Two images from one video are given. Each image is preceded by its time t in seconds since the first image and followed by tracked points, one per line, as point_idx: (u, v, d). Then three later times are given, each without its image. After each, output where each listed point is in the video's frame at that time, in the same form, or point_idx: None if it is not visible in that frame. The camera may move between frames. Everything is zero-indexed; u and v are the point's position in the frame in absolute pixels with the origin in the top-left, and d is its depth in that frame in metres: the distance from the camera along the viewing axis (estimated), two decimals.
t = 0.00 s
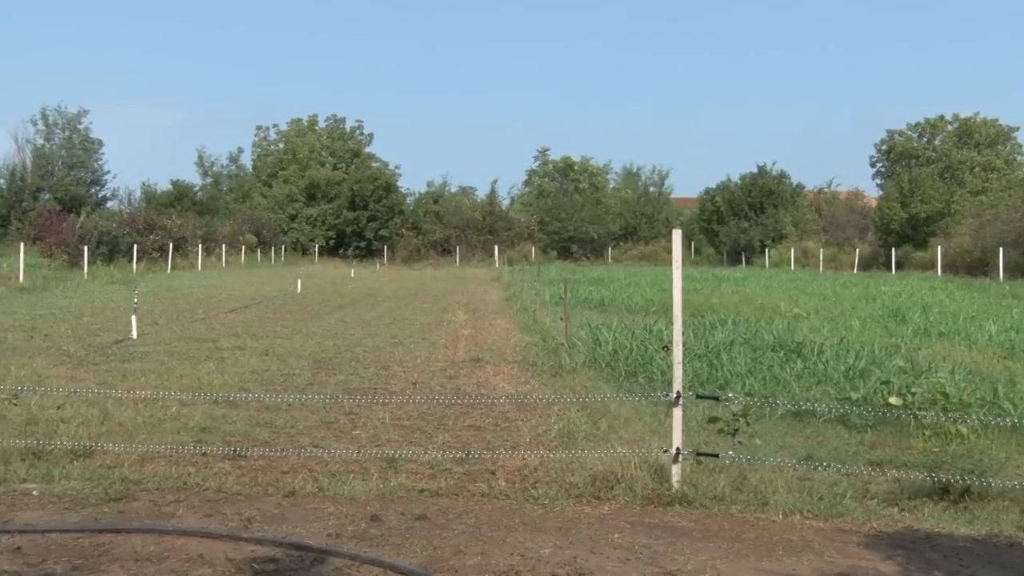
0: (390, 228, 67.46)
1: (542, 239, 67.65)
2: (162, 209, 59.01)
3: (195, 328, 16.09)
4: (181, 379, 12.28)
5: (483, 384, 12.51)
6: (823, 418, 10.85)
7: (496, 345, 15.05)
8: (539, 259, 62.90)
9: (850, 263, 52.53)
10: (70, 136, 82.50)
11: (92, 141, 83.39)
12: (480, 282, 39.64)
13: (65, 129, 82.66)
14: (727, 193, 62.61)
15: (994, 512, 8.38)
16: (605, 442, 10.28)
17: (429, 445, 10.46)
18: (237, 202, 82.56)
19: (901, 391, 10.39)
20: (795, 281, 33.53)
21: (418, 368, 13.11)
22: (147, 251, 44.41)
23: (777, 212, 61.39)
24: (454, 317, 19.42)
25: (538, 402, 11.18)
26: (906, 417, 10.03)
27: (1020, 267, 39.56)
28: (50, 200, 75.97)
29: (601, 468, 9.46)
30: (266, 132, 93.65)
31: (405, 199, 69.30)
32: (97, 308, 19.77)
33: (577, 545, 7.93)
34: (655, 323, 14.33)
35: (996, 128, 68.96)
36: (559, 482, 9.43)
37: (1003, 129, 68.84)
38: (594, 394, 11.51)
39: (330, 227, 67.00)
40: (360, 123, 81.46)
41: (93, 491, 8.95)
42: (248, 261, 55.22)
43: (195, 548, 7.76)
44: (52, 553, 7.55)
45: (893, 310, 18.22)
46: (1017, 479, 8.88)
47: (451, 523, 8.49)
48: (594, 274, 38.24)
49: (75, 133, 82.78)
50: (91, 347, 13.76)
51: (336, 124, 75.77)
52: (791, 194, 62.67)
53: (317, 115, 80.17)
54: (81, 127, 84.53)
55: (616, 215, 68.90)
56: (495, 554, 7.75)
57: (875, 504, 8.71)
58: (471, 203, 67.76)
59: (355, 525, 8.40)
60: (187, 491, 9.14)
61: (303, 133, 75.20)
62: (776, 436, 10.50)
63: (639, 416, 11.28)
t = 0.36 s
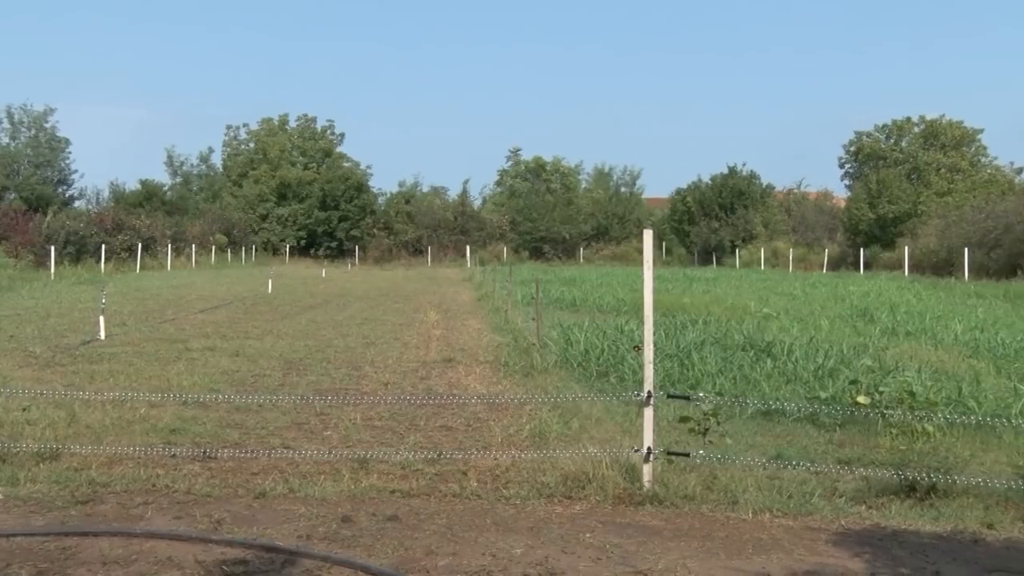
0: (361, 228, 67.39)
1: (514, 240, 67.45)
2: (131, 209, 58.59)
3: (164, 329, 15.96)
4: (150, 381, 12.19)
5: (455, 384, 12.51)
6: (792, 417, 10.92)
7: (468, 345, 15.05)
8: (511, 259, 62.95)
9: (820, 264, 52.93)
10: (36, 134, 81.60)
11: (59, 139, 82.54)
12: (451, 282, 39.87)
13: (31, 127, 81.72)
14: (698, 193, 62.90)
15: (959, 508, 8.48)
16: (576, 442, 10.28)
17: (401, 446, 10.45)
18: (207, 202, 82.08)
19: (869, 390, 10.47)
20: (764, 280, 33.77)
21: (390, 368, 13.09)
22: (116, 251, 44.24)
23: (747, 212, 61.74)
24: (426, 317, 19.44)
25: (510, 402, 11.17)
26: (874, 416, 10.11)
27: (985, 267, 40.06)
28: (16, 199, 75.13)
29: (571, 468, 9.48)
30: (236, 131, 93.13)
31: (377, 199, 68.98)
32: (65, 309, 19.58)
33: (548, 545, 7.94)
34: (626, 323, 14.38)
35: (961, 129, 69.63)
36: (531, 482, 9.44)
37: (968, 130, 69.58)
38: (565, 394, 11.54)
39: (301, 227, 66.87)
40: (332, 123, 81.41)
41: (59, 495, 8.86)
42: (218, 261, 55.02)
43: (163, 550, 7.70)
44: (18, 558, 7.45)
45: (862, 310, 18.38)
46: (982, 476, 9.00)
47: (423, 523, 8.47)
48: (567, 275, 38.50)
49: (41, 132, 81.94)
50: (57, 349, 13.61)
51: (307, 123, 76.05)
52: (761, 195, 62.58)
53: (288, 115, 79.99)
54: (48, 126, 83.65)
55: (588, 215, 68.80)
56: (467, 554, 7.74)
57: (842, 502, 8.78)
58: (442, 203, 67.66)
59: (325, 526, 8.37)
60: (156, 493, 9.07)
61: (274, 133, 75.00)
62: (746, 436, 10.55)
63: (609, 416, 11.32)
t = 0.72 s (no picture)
0: (333, 228, 66.85)
1: (486, 240, 67.43)
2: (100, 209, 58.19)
3: (133, 330, 15.83)
4: (120, 381, 12.09)
5: (427, 384, 12.50)
6: (763, 417, 10.99)
7: (440, 345, 15.04)
8: (483, 259, 62.96)
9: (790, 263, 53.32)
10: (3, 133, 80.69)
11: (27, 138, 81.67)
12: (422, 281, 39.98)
13: None
14: (670, 194, 63.13)
15: (927, 505, 8.57)
16: (548, 442, 10.29)
17: (372, 447, 10.42)
18: (178, 201, 81.57)
19: (838, 389, 10.56)
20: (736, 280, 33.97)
21: (363, 368, 13.06)
22: (84, 251, 43.99)
23: (719, 213, 62.13)
24: (399, 317, 19.42)
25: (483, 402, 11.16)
26: (844, 414, 10.19)
27: (951, 267, 40.86)
28: None
29: (544, 468, 9.48)
30: (207, 131, 92.63)
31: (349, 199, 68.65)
32: (33, 309, 19.37)
33: (521, 545, 7.94)
34: (599, 323, 14.42)
35: (929, 131, 70.10)
36: (504, 482, 9.43)
37: (935, 131, 70.38)
38: (537, 394, 11.56)
39: (273, 228, 66.50)
40: (304, 123, 81.56)
41: (27, 498, 8.76)
42: (188, 261, 54.77)
43: (132, 553, 7.64)
44: None
45: (832, 309, 18.52)
46: (949, 473, 9.10)
47: (394, 524, 8.45)
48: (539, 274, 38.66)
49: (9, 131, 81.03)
50: (25, 350, 13.47)
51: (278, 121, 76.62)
52: (732, 195, 63.25)
53: (259, 114, 79.79)
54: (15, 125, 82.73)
55: (560, 215, 68.72)
56: (438, 554, 7.73)
57: (812, 500, 8.84)
58: (415, 203, 67.54)
59: (297, 527, 8.33)
60: (125, 496, 8.99)
61: (245, 132, 75.91)
62: (716, 435, 10.61)
63: (581, 416, 11.35)
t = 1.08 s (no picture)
0: (307, 228, 66.36)
1: (460, 240, 67.28)
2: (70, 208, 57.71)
3: (104, 330, 15.71)
4: (90, 383, 11.99)
5: (401, 385, 12.47)
6: (736, 416, 11.05)
7: (414, 345, 15.02)
8: (457, 259, 62.89)
9: (762, 264, 53.60)
10: None
11: None
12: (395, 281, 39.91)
13: None
14: (643, 194, 63.32)
15: (896, 503, 8.64)
16: (522, 442, 10.29)
17: (346, 447, 10.38)
18: (150, 200, 80.97)
19: (809, 388, 10.63)
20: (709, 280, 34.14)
21: (337, 369, 13.03)
22: (53, 251, 43.61)
23: (692, 213, 62.38)
24: (373, 317, 19.37)
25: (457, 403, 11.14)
26: (815, 413, 10.26)
27: (921, 267, 41.01)
28: None
29: (518, 468, 9.48)
30: (179, 130, 92.03)
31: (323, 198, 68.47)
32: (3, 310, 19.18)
33: (495, 545, 7.94)
34: (572, 323, 14.45)
35: (898, 133, 70.58)
36: (477, 482, 9.43)
37: (905, 133, 71.07)
38: (512, 394, 11.56)
39: (246, 228, 66.06)
40: (277, 123, 81.36)
41: None
42: (160, 261, 54.41)
43: (102, 556, 7.57)
44: None
45: (804, 309, 18.65)
46: (917, 472, 9.20)
47: (368, 525, 8.43)
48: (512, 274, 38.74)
49: None
50: None
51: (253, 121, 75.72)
52: (705, 196, 63.60)
53: (232, 113, 79.40)
54: None
55: (534, 215, 68.77)
56: (413, 555, 7.72)
57: (784, 499, 8.89)
58: (389, 203, 67.39)
59: (269, 529, 8.29)
60: (95, 498, 8.91)
61: (217, 132, 75.85)
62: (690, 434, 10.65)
63: (555, 416, 11.36)
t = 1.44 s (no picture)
0: (281, 228, 65.95)
1: (436, 240, 67.15)
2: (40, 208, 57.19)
3: (76, 331, 15.57)
4: (62, 385, 11.87)
5: (376, 386, 12.44)
6: (711, 416, 11.09)
7: (389, 345, 14.98)
8: (432, 259, 62.81)
9: (737, 264, 53.87)
10: None
11: None
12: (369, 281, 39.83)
13: None
14: (618, 194, 63.67)
15: (868, 501, 8.71)
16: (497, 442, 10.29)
17: (320, 448, 10.33)
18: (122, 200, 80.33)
19: (783, 387, 10.69)
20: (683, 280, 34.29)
21: (312, 369, 13.00)
22: (23, 252, 43.23)
23: (667, 213, 62.65)
24: (348, 317, 19.32)
25: (432, 403, 11.12)
26: (789, 412, 10.32)
27: (893, 267, 41.37)
28: None
29: (493, 468, 9.47)
30: (152, 130, 91.36)
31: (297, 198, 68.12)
32: None
33: (470, 544, 7.94)
34: (548, 324, 14.47)
35: (871, 134, 71.31)
36: (453, 483, 9.42)
37: (876, 134, 71.74)
38: (487, 394, 11.57)
39: (220, 228, 65.63)
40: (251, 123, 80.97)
41: None
42: (132, 261, 54.02)
43: (73, 560, 7.50)
44: None
45: (778, 309, 18.77)
46: (888, 470, 9.28)
47: (343, 525, 8.40)
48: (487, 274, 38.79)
49: None
50: None
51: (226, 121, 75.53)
52: (680, 196, 63.87)
53: (205, 113, 78.96)
54: None
55: (510, 216, 68.84)
56: (388, 555, 7.70)
57: (758, 498, 8.93)
58: (363, 203, 67.27)
59: (244, 530, 8.25)
60: (66, 500, 8.83)
61: (190, 132, 75.36)
62: (664, 433, 10.69)
63: (530, 415, 11.38)
